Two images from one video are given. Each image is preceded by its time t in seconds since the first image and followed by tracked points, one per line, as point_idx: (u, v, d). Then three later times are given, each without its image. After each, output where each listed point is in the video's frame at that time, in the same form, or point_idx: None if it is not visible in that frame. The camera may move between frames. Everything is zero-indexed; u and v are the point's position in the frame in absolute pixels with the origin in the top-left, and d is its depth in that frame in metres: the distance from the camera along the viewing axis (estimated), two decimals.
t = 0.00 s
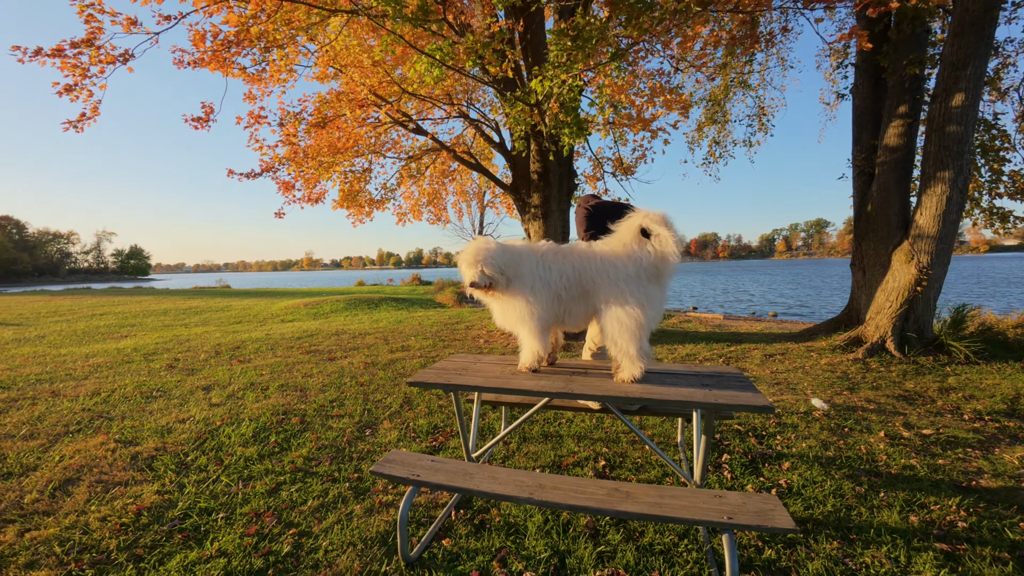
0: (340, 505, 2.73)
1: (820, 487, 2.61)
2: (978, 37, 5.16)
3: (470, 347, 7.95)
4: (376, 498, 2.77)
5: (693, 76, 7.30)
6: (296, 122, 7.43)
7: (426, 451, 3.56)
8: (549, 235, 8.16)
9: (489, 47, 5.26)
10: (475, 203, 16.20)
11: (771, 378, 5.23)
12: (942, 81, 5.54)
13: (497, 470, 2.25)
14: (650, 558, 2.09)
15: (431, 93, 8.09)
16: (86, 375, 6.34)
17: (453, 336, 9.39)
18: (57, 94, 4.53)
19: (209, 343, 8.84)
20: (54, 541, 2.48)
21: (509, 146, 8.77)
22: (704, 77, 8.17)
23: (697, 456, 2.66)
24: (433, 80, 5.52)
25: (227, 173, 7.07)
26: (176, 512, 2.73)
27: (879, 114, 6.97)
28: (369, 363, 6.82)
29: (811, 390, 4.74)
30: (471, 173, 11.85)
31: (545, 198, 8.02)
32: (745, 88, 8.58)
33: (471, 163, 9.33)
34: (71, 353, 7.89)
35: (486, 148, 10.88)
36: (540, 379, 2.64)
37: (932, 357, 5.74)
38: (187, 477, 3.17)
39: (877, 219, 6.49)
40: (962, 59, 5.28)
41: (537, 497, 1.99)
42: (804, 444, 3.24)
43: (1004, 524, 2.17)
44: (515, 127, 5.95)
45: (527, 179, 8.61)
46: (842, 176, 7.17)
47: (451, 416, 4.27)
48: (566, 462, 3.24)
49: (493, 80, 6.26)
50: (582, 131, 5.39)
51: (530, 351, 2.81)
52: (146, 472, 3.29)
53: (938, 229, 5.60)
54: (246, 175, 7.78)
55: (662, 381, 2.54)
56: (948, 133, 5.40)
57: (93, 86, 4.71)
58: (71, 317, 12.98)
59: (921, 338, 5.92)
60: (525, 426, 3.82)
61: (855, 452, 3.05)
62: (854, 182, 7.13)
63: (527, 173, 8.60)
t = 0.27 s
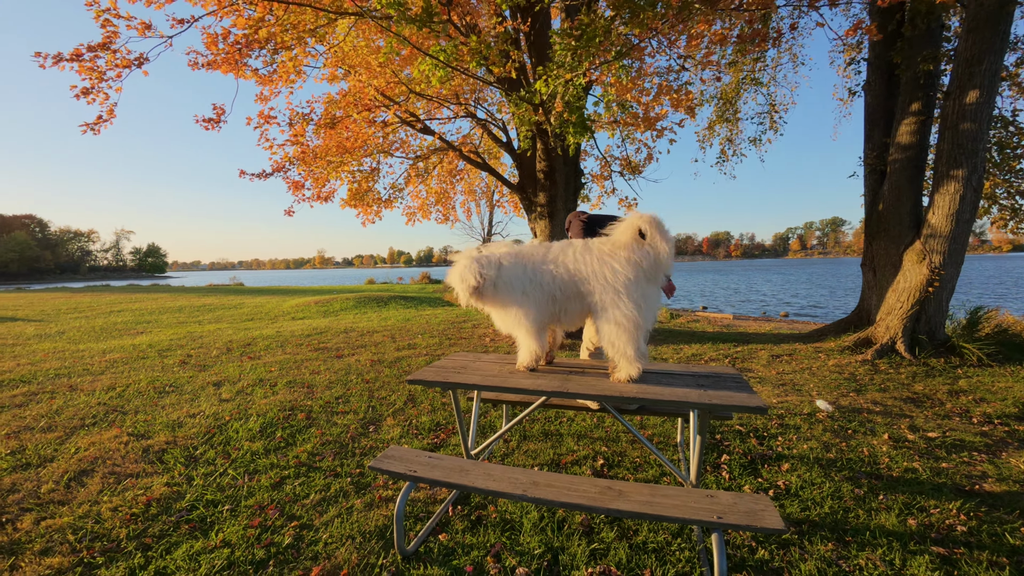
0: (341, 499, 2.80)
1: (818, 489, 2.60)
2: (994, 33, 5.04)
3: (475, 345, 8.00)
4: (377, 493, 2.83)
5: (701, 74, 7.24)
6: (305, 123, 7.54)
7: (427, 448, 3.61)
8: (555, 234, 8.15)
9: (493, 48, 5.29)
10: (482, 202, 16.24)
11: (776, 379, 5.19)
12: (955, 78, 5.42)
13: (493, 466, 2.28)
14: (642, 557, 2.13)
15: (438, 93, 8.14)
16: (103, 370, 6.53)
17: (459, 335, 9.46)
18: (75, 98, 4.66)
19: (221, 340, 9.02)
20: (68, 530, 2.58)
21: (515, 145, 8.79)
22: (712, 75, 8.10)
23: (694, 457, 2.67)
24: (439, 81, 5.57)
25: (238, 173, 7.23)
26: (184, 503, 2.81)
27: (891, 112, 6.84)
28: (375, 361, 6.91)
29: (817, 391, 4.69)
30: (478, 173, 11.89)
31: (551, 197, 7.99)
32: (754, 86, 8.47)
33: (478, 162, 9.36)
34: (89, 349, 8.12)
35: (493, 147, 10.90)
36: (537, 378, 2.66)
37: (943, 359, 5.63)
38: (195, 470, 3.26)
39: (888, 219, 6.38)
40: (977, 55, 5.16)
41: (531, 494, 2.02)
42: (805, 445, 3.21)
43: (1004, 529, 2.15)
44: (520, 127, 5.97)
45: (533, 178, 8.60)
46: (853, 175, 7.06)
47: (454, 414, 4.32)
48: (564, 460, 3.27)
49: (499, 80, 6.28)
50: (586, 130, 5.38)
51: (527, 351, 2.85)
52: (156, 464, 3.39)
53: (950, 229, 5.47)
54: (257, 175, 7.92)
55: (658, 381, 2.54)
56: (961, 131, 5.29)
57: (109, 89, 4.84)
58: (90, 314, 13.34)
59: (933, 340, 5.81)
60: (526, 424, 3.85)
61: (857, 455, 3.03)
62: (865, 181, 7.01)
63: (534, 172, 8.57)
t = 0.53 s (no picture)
0: (344, 494, 2.84)
1: (819, 491, 2.59)
2: (1007, 31, 4.95)
3: (480, 344, 8.04)
4: (379, 489, 2.88)
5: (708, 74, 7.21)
6: (313, 123, 7.63)
7: (429, 446, 3.64)
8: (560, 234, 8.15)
9: (499, 49, 5.31)
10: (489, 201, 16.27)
11: (781, 381, 5.15)
12: (967, 77, 5.34)
13: (492, 464, 2.31)
14: (639, 556, 2.16)
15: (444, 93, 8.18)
16: (115, 365, 6.66)
17: (464, 334, 9.50)
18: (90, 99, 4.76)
19: (230, 337, 9.16)
20: (81, 520, 2.66)
21: (521, 146, 8.80)
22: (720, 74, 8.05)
23: (693, 457, 2.68)
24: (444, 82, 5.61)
25: (249, 173, 7.29)
26: (192, 496, 2.88)
27: (902, 112, 6.75)
28: (380, 359, 6.97)
29: (822, 393, 4.65)
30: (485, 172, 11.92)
31: (556, 197, 7.98)
32: (763, 86, 8.40)
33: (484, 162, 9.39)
34: (103, 345, 8.29)
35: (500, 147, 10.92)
36: (538, 377, 2.68)
37: (953, 362, 5.55)
38: (203, 464, 3.33)
39: (898, 219, 6.30)
40: (989, 54, 5.08)
41: (529, 491, 2.04)
42: (807, 447, 3.20)
43: (1007, 534, 2.14)
44: (526, 127, 5.99)
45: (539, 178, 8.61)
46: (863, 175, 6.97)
47: (457, 412, 4.35)
48: (565, 459, 3.28)
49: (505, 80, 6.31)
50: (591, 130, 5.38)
51: (527, 353, 2.87)
52: (165, 458, 3.47)
53: (961, 231, 5.39)
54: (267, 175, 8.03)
55: (658, 382, 2.54)
56: (973, 131, 5.21)
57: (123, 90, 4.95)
58: (103, 310, 13.61)
59: (942, 343, 5.74)
60: (528, 423, 3.87)
61: (860, 457, 3.01)
62: (875, 181, 6.93)
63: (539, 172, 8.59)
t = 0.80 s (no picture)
0: (349, 488, 2.89)
1: (821, 494, 2.59)
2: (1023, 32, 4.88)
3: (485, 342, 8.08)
4: (383, 484, 2.93)
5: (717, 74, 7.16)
6: (323, 122, 7.70)
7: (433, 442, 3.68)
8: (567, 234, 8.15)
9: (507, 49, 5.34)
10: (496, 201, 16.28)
11: (787, 383, 5.12)
12: (982, 78, 5.26)
13: (494, 460, 2.34)
14: (639, 555, 2.18)
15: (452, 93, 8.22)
16: (128, 359, 6.80)
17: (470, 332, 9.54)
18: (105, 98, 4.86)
19: (240, 333, 9.29)
20: (94, 508, 2.73)
21: (528, 145, 8.81)
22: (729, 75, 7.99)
23: (695, 458, 2.69)
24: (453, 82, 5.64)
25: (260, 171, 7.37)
26: (201, 487, 2.95)
27: (914, 113, 6.66)
28: (386, 356, 7.03)
29: (828, 396, 4.62)
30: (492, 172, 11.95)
31: (563, 197, 7.98)
32: (773, 86, 8.32)
33: (492, 161, 9.40)
34: (116, 339, 8.46)
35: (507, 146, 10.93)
36: (541, 376, 2.71)
37: (963, 367, 5.48)
38: (212, 456, 3.40)
39: (909, 222, 6.23)
40: (1004, 55, 5.00)
41: (529, 488, 2.06)
42: (811, 450, 3.19)
43: (1010, 540, 2.14)
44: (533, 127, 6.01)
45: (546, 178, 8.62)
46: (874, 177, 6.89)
47: (461, 410, 4.38)
48: (568, 458, 3.30)
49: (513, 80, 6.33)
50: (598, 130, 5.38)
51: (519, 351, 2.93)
52: (176, 450, 3.55)
53: (974, 234, 5.31)
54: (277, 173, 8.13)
55: (660, 383, 2.55)
56: (987, 133, 5.13)
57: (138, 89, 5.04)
58: (116, 305, 13.85)
59: (952, 348, 5.66)
60: (531, 422, 3.90)
61: (863, 461, 3.00)
62: (887, 183, 6.84)
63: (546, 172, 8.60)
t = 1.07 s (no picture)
0: (355, 484, 2.93)
1: (824, 496, 2.59)
2: None
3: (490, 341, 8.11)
4: (388, 480, 2.97)
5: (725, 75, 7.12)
6: (331, 121, 7.77)
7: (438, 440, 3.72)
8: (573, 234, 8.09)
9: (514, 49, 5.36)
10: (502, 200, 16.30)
11: (792, 386, 5.11)
12: (994, 79, 5.20)
13: (497, 458, 2.36)
14: (640, 553, 2.20)
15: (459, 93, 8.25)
16: (138, 354, 6.91)
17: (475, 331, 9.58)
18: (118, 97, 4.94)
19: (247, 329, 9.39)
20: (106, 500, 2.79)
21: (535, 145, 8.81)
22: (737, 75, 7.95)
23: (698, 459, 2.71)
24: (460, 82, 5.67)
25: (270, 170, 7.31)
26: (210, 481, 3.00)
27: (925, 114, 6.59)
28: (392, 354, 7.08)
29: (834, 399, 4.60)
30: (498, 171, 11.98)
31: (569, 197, 7.96)
32: (781, 86, 8.27)
33: (498, 161, 9.42)
34: (127, 334, 8.59)
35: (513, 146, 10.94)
36: (545, 376, 2.73)
37: (972, 371, 5.43)
38: (221, 451, 3.46)
39: (918, 224, 6.18)
40: (1017, 56, 4.94)
41: (531, 485, 2.08)
42: (815, 452, 3.18)
43: (1014, 545, 2.13)
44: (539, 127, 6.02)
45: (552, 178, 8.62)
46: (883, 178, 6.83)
47: (465, 408, 4.42)
48: (571, 457, 3.33)
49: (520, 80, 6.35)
50: (605, 131, 5.38)
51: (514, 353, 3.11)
52: (185, 444, 3.61)
53: (983, 237, 5.26)
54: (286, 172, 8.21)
55: (663, 384, 2.56)
56: (998, 135, 5.08)
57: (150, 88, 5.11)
58: (127, 300, 14.05)
59: (961, 352, 5.61)
60: (534, 421, 3.93)
61: (868, 464, 3.00)
62: (896, 185, 6.78)
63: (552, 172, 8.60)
